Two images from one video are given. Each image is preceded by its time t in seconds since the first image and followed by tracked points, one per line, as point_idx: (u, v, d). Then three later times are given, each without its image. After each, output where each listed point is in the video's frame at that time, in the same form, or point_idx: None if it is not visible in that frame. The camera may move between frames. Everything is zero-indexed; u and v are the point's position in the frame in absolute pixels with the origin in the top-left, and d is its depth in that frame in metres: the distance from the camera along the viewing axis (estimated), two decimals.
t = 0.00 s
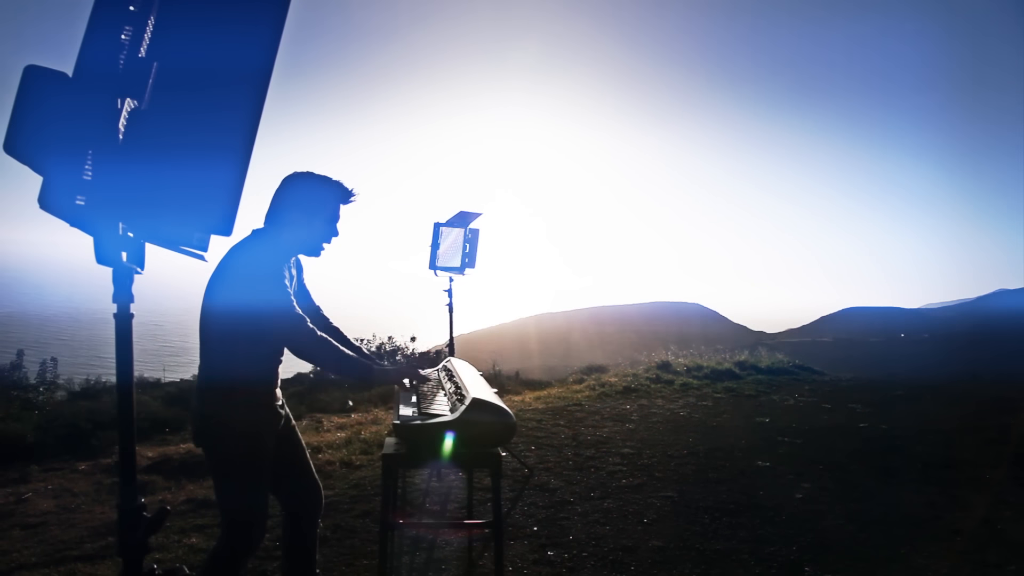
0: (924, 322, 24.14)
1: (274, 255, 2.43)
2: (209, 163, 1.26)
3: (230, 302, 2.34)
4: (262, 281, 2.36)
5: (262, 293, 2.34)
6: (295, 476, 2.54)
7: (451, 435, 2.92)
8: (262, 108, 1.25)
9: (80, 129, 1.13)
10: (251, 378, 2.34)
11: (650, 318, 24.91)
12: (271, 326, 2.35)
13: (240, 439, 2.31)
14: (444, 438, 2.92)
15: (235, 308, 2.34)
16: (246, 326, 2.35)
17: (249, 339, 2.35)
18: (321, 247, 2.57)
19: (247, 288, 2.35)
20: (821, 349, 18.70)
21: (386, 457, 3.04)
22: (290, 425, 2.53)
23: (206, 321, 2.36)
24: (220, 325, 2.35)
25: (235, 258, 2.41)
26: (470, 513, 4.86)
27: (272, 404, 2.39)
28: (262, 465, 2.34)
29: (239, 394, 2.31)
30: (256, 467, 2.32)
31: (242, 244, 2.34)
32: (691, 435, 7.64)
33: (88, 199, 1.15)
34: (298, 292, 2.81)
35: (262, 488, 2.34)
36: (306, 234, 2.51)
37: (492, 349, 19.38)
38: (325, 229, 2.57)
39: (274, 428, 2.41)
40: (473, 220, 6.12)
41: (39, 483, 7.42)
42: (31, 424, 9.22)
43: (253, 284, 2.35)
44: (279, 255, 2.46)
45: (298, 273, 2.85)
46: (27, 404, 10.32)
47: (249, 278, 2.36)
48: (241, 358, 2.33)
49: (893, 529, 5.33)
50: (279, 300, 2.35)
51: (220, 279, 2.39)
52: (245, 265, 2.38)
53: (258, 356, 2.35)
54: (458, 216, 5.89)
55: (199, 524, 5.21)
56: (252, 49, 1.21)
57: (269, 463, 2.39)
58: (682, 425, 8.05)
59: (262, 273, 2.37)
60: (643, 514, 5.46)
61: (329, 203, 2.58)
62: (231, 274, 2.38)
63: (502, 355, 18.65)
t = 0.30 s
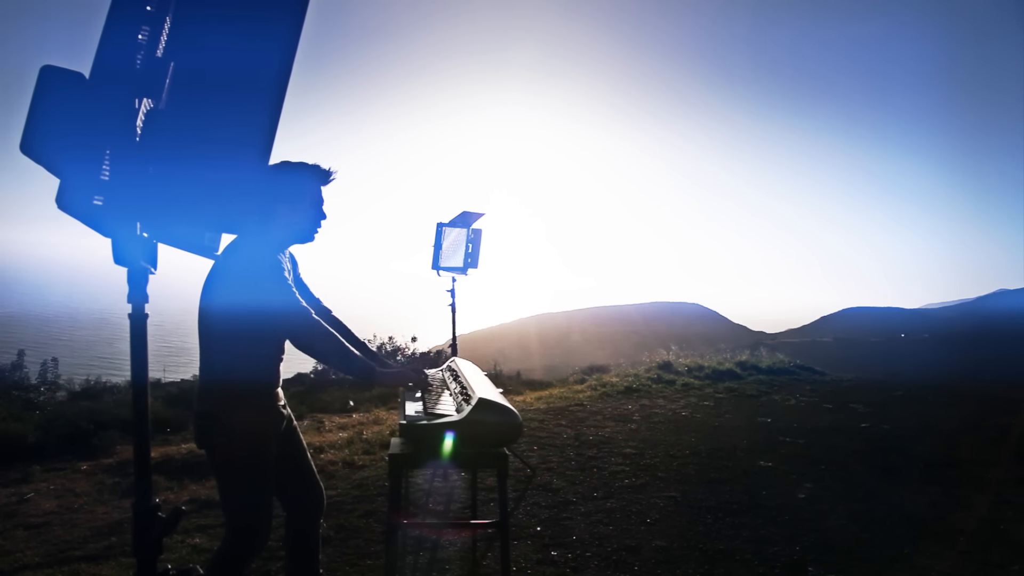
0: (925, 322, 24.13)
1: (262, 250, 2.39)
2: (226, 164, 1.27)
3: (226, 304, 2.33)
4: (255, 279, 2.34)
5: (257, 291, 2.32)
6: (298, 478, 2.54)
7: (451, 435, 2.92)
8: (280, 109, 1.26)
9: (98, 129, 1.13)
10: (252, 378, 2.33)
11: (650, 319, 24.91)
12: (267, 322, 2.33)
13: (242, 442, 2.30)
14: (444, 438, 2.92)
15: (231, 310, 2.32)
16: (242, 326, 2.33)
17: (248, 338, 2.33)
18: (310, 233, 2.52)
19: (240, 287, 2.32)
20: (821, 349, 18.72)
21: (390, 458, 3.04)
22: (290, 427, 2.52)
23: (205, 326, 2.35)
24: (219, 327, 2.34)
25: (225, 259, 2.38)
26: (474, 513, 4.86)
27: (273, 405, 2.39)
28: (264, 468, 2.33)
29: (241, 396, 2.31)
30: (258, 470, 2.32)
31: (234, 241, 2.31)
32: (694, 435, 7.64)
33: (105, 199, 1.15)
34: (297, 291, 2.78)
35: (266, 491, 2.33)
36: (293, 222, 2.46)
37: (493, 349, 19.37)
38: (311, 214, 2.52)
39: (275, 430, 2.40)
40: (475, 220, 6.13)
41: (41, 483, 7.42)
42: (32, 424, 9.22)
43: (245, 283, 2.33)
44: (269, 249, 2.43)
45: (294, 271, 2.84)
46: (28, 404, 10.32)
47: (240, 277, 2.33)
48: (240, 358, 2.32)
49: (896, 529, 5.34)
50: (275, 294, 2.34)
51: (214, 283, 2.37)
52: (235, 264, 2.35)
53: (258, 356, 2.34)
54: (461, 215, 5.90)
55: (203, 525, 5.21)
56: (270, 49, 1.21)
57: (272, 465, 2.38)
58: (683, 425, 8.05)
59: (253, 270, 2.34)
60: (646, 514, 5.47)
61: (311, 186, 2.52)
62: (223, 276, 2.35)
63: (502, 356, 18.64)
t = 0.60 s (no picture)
0: (925, 322, 24.13)
1: (289, 253, 2.43)
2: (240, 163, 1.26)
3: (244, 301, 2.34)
4: (277, 279, 2.37)
5: (276, 291, 2.35)
6: (307, 478, 2.54)
7: (451, 435, 2.91)
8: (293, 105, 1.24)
9: (110, 127, 1.13)
10: (261, 378, 2.34)
11: (650, 318, 24.91)
12: (281, 321, 2.35)
13: (250, 444, 2.30)
14: (444, 438, 2.91)
15: (250, 307, 2.34)
16: (257, 325, 2.34)
17: (257, 338, 2.34)
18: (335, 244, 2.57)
19: (263, 286, 2.35)
20: (821, 349, 18.73)
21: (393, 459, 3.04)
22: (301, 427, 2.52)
23: (222, 321, 2.37)
24: (234, 324, 2.36)
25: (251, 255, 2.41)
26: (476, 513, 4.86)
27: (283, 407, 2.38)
28: (271, 469, 2.33)
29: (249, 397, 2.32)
30: (263, 471, 2.31)
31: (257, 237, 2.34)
32: (695, 435, 7.64)
33: (117, 200, 1.15)
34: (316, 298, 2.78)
35: (273, 490, 2.33)
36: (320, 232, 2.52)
37: (493, 349, 19.36)
38: (340, 227, 2.58)
39: (287, 432, 2.40)
40: (476, 220, 6.12)
41: (43, 483, 7.43)
42: (33, 424, 9.22)
43: (265, 282, 2.36)
44: (295, 253, 2.46)
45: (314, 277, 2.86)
46: (28, 404, 10.31)
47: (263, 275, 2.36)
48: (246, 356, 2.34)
49: (898, 529, 5.34)
50: (294, 294, 2.37)
51: (237, 278, 2.39)
52: (258, 263, 2.38)
53: (265, 355, 2.34)
54: (461, 216, 5.89)
55: (205, 525, 5.22)
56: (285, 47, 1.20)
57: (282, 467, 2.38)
58: (685, 425, 8.05)
59: (276, 271, 2.38)
60: (648, 514, 5.47)
61: (344, 200, 2.58)
62: (246, 274, 2.38)
63: (502, 356, 18.64)
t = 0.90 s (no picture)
0: (925, 322, 24.11)
1: (332, 260, 2.47)
2: (256, 163, 1.26)
3: (277, 301, 2.41)
4: (313, 285, 2.43)
5: (307, 297, 2.41)
6: (325, 478, 2.52)
7: (451, 435, 2.89)
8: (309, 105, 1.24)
9: (125, 128, 1.14)
10: (281, 378, 2.35)
11: (651, 318, 24.91)
12: (305, 327, 2.41)
13: (261, 436, 2.32)
14: (444, 438, 2.88)
15: (282, 307, 2.41)
16: (284, 326, 2.39)
17: (282, 338, 2.38)
18: (380, 258, 2.58)
19: (299, 289, 2.41)
20: (821, 349, 18.73)
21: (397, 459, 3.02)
22: (323, 427, 2.51)
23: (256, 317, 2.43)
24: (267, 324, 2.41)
25: (296, 257, 2.48)
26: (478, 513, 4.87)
27: (305, 404, 2.40)
28: (281, 463, 2.34)
29: (264, 396, 2.33)
30: (272, 463, 2.33)
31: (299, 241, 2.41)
32: (697, 435, 7.65)
33: (132, 200, 1.15)
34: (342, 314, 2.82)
35: (282, 484, 2.34)
36: (368, 244, 2.53)
37: (493, 349, 19.36)
38: (388, 242, 2.59)
39: (305, 430, 2.40)
40: (479, 220, 6.13)
41: (45, 483, 7.43)
42: (34, 424, 9.22)
43: (300, 286, 2.42)
44: (339, 260, 2.49)
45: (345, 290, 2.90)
46: (30, 404, 10.32)
47: (300, 279, 2.43)
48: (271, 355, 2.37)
49: (900, 529, 5.34)
50: (325, 302, 2.43)
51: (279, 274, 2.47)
52: (300, 266, 2.45)
53: (292, 355, 2.37)
54: (464, 216, 5.90)
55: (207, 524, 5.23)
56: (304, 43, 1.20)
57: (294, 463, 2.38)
58: (686, 425, 8.06)
59: (314, 277, 2.44)
60: (651, 514, 5.47)
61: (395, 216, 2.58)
62: (286, 272, 2.45)
63: (503, 356, 18.63)
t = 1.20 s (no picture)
0: (925, 322, 24.10)
1: (368, 267, 2.48)
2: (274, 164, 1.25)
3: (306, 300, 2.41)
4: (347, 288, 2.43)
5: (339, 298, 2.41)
6: (340, 478, 2.53)
7: (451, 434, 2.87)
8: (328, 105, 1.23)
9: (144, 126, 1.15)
10: (294, 380, 2.36)
11: (650, 318, 24.89)
12: (327, 329, 2.39)
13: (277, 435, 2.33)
14: (444, 437, 2.87)
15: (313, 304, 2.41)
16: (309, 326, 2.39)
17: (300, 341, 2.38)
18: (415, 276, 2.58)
19: (331, 289, 2.42)
20: (820, 349, 18.73)
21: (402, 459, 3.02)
22: (340, 432, 2.51)
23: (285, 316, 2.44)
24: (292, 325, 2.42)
25: (333, 260, 2.49)
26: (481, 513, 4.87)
27: (322, 406, 2.42)
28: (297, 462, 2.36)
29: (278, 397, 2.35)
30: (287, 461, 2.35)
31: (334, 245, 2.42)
32: (699, 435, 7.65)
33: (149, 201, 1.16)
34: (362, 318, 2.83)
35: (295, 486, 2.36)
36: (406, 258, 2.55)
37: (493, 348, 19.35)
38: (426, 259, 2.60)
39: (321, 433, 2.42)
40: (482, 220, 6.12)
41: (46, 483, 7.43)
42: (36, 424, 9.22)
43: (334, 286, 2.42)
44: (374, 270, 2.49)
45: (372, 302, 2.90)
46: (31, 404, 10.32)
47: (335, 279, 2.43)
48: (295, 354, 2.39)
49: (903, 529, 5.34)
50: (354, 304, 2.42)
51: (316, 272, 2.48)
52: (337, 267, 2.46)
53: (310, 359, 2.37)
54: (467, 216, 5.89)
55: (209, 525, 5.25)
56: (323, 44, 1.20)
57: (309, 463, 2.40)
58: (688, 425, 8.06)
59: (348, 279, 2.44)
60: (654, 514, 5.47)
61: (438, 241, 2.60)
62: (321, 271, 2.46)
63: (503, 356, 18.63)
